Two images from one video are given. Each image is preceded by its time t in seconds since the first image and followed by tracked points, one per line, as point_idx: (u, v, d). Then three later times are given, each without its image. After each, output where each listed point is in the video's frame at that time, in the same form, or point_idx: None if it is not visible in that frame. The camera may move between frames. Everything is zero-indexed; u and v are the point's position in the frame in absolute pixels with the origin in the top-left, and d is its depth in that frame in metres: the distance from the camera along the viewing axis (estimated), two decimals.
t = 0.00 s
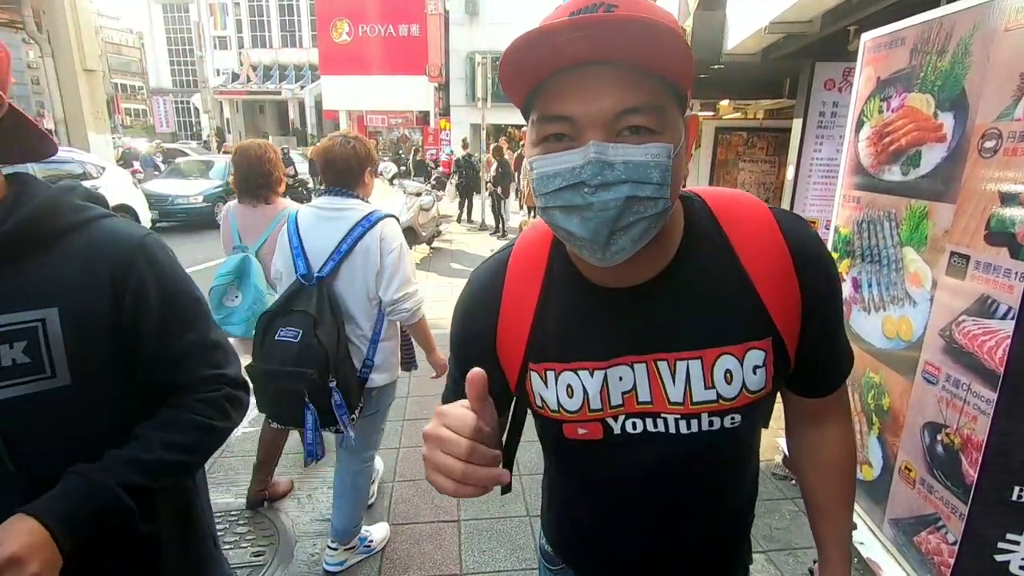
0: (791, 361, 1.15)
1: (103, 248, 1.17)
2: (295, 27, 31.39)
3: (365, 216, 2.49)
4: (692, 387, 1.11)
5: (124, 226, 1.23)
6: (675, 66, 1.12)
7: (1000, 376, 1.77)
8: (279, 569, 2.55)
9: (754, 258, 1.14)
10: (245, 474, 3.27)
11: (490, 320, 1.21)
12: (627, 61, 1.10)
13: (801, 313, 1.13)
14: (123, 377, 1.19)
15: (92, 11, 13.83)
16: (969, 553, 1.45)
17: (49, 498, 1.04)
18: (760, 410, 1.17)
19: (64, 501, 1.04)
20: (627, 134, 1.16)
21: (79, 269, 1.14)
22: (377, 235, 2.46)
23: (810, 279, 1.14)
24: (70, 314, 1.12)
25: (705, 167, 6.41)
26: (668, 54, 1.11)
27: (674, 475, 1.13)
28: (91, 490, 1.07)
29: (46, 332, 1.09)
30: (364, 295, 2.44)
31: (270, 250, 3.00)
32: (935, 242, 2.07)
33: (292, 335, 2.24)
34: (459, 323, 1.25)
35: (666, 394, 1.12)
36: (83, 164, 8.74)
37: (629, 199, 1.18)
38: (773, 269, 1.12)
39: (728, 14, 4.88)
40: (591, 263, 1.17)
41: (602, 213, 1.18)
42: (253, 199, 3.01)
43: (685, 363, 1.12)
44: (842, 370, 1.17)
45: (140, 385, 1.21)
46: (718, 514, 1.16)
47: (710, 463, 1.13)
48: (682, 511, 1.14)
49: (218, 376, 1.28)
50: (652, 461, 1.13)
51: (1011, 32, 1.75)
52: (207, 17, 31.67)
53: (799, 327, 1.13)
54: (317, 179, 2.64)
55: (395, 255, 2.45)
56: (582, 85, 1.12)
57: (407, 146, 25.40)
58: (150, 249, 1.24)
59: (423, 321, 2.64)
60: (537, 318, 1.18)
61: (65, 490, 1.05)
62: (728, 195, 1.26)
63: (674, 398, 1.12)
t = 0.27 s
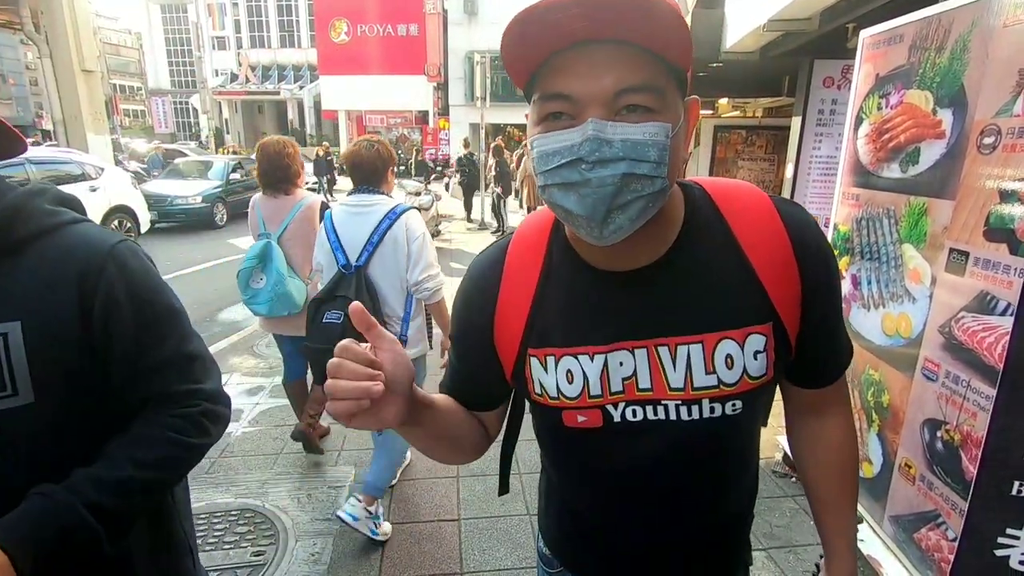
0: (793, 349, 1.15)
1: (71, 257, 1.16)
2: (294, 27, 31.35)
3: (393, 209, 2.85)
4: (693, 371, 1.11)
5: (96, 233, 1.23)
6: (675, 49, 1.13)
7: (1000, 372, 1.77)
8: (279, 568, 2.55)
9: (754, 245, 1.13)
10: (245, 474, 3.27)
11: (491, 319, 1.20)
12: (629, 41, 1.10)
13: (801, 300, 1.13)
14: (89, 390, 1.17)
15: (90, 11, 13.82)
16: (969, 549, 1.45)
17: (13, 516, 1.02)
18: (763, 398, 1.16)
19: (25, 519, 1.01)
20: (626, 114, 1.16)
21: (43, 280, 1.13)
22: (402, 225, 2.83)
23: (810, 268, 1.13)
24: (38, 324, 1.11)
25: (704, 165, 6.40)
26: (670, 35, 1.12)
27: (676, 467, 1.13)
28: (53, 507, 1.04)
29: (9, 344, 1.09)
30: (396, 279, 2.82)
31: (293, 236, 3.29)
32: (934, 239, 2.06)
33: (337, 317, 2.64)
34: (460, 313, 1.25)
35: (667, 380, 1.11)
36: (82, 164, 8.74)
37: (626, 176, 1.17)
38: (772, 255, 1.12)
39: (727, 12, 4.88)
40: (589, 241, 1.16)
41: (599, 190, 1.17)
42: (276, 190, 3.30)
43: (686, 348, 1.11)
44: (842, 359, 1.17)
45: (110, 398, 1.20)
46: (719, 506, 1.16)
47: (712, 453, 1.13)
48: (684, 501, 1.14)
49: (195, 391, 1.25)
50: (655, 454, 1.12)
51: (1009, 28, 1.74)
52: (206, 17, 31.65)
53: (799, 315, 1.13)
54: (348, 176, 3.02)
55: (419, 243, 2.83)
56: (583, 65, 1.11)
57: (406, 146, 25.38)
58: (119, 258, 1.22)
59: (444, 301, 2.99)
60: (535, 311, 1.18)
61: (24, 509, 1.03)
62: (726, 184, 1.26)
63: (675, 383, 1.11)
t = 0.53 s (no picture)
0: (786, 347, 1.15)
1: (87, 266, 1.18)
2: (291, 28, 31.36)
3: (416, 201, 3.32)
4: (685, 366, 1.11)
5: (108, 243, 1.24)
6: (677, 50, 1.14)
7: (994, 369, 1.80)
8: (280, 569, 2.56)
9: (749, 243, 1.14)
10: (246, 475, 3.28)
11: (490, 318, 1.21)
12: (633, 42, 1.10)
13: (796, 297, 1.13)
14: (102, 395, 1.18)
15: (87, 14, 13.84)
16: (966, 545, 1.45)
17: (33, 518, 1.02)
18: (763, 394, 1.16)
19: (44, 524, 1.01)
20: (631, 112, 1.16)
21: (60, 290, 1.14)
22: (425, 215, 3.29)
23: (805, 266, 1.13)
24: (56, 332, 1.13)
25: (702, 165, 6.42)
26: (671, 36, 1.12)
27: (675, 465, 1.13)
28: (80, 509, 1.05)
29: (31, 349, 1.10)
30: (419, 263, 3.29)
31: (318, 233, 3.52)
32: (931, 237, 2.07)
33: (366, 295, 3.07)
34: (459, 310, 1.26)
35: (658, 374, 1.12)
36: (80, 167, 8.75)
37: (631, 171, 1.18)
38: (769, 252, 1.13)
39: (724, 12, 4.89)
40: (592, 236, 1.17)
41: (605, 185, 1.18)
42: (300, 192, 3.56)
43: (678, 343, 1.12)
44: (840, 361, 1.17)
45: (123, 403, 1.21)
46: (719, 504, 1.17)
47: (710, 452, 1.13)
48: (683, 499, 1.15)
49: (204, 397, 1.26)
50: (652, 452, 1.12)
51: (1004, 28, 1.76)
52: (203, 19, 31.66)
53: (794, 313, 1.13)
54: (379, 174, 3.50)
55: (439, 230, 3.28)
56: (588, 63, 1.12)
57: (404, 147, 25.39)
58: (131, 269, 1.22)
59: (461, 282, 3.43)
60: (532, 309, 1.18)
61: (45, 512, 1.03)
62: (725, 183, 1.26)
63: (667, 378, 1.12)
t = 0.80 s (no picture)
0: (776, 350, 1.14)
1: (97, 268, 1.26)
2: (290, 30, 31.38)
3: (453, 204, 3.42)
4: (675, 364, 1.11)
5: (109, 245, 1.31)
6: (668, 57, 1.15)
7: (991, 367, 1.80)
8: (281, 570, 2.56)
9: (740, 246, 1.14)
10: (246, 477, 3.28)
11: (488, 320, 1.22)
12: (625, 49, 1.11)
13: (786, 298, 1.12)
14: (120, 388, 1.28)
15: (86, 17, 13.86)
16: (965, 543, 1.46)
17: (91, 501, 1.12)
18: (755, 395, 1.16)
19: (109, 502, 1.13)
20: (624, 119, 1.18)
21: (75, 294, 1.21)
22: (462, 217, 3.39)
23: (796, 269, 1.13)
24: (78, 331, 1.20)
25: (701, 165, 6.42)
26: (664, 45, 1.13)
27: (673, 469, 1.13)
28: (131, 488, 1.18)
29: (58, 346, 1.17)
30: (454, 260, 3.38)
31: (343, 229, 3.80)
32: (928, 237, 2.08)
33: (407, 290, 3.19)
34: (457, 309, 1.27)
35: (649, 371, 1.12)
36: (79, 170, 8.75)
37: (625, 176, 1.19)
38: (759, 255, 1.13)
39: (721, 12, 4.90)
40: (588, 240, 1.18)
41: (601, 190, 1.18)
42: (328, 190, 3.82)
43: (668, 341, 1.12)
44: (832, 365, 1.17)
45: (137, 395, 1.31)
46: (717, 504, 1.17)
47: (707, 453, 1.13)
48: (681, 501, 1.15)
49: (207, 382, 1.41)
50: (649, 453, 1.13)
51: (999, 27, 1.76)
52: (202, 22, 31.69)
53: (785, 315, 1.13)
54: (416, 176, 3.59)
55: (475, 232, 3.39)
56: (581, 72, 1.13)
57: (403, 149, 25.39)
58: (134, 269, 1.32)
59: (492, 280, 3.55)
60: (529, 309, 1.19)
61: (102, 491, 1.14)
62: (718, 185, 1.26)
63: (657, 376, 1.12)
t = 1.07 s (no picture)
0: (764, 339, 1.14)
1: (99, 271, 1.26)
2: (288, 33, 31.42)
3: (474, 196, 3.92)
4: (663, 354, 1.11)
5: (106, 249, 1.32)
6: (649, 45, 1.19)
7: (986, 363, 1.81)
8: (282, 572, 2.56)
9: (722, 239, 1.14)
10: (247, 480, 3.28)
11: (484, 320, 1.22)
12: (622, 41, 1.15)
13: (769, 283, 1.12)
14: (125, 389, 1.29)
15: (85, 21, 13.88)
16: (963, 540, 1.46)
17: (110, 489, 1.17)
18: (747, 385, 1.16)
19: (127, 491, 1.18)
20: (626, 102, 1.21)
21: (80, 296, 1.22)
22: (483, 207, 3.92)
23: (778, 254, 1.12)
24: (87, 334, 1.21)
25: (700, 165, 6.44)
26: (649, 31, 1.16)
27: (670, 474, 1.13)
28: (147, 482, 1.22)
29: (68, 350, 1.18)
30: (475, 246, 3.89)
31: (356, 226, 4.07)
32: (926, 235, 2.09)
33: (434, 272, 3.69)
34: (446, 307, 1.26)
35: (639, 363, 1.12)
36: (79, 174, 8.76)
37: (639, 157, 1.22)
38: (739, 240, 1.13)
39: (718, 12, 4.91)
40: (611, 226, 1.17)
41: (626, 170, 1.21)
42: (344, 188, 4.10)
43: (655, 332, 1.12)
44: (819, 355, 1.15)
45: (142, 394, 1.33)
46: (715, 504, 1.17)
47: (705, 457, 1.14)
48: (679, 505, 1.15)
49: (203, 380, 1.44)
50: (646, 456, 1.13)
51: (995, 26, 1.77)
52: (200, 25, 31.74)
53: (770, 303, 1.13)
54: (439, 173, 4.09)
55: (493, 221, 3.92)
56: (585, 64, 1.14)
57: (402, 151, 25.41)
58: (133, 272, 1.33)
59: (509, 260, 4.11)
60: (524, 307, 1.19)
61: (120, 486, 1.18)
62: (695, 178, 1.26)
63: (647, 367, 1.12)
